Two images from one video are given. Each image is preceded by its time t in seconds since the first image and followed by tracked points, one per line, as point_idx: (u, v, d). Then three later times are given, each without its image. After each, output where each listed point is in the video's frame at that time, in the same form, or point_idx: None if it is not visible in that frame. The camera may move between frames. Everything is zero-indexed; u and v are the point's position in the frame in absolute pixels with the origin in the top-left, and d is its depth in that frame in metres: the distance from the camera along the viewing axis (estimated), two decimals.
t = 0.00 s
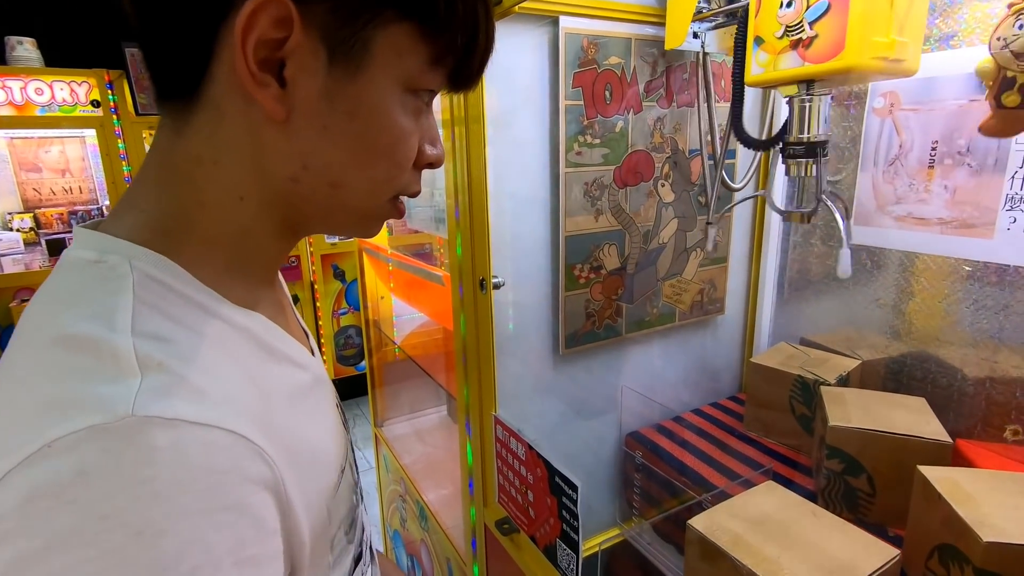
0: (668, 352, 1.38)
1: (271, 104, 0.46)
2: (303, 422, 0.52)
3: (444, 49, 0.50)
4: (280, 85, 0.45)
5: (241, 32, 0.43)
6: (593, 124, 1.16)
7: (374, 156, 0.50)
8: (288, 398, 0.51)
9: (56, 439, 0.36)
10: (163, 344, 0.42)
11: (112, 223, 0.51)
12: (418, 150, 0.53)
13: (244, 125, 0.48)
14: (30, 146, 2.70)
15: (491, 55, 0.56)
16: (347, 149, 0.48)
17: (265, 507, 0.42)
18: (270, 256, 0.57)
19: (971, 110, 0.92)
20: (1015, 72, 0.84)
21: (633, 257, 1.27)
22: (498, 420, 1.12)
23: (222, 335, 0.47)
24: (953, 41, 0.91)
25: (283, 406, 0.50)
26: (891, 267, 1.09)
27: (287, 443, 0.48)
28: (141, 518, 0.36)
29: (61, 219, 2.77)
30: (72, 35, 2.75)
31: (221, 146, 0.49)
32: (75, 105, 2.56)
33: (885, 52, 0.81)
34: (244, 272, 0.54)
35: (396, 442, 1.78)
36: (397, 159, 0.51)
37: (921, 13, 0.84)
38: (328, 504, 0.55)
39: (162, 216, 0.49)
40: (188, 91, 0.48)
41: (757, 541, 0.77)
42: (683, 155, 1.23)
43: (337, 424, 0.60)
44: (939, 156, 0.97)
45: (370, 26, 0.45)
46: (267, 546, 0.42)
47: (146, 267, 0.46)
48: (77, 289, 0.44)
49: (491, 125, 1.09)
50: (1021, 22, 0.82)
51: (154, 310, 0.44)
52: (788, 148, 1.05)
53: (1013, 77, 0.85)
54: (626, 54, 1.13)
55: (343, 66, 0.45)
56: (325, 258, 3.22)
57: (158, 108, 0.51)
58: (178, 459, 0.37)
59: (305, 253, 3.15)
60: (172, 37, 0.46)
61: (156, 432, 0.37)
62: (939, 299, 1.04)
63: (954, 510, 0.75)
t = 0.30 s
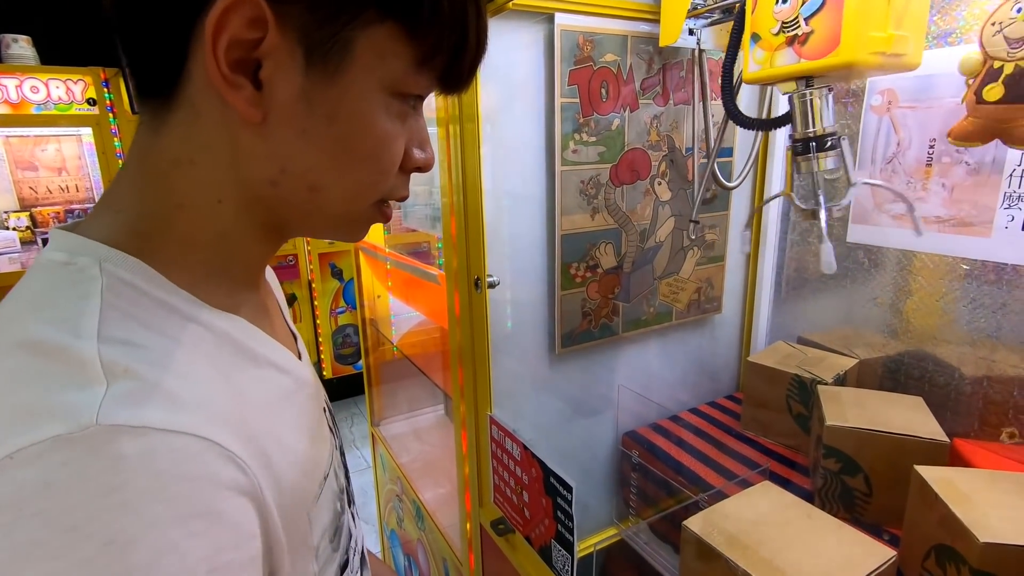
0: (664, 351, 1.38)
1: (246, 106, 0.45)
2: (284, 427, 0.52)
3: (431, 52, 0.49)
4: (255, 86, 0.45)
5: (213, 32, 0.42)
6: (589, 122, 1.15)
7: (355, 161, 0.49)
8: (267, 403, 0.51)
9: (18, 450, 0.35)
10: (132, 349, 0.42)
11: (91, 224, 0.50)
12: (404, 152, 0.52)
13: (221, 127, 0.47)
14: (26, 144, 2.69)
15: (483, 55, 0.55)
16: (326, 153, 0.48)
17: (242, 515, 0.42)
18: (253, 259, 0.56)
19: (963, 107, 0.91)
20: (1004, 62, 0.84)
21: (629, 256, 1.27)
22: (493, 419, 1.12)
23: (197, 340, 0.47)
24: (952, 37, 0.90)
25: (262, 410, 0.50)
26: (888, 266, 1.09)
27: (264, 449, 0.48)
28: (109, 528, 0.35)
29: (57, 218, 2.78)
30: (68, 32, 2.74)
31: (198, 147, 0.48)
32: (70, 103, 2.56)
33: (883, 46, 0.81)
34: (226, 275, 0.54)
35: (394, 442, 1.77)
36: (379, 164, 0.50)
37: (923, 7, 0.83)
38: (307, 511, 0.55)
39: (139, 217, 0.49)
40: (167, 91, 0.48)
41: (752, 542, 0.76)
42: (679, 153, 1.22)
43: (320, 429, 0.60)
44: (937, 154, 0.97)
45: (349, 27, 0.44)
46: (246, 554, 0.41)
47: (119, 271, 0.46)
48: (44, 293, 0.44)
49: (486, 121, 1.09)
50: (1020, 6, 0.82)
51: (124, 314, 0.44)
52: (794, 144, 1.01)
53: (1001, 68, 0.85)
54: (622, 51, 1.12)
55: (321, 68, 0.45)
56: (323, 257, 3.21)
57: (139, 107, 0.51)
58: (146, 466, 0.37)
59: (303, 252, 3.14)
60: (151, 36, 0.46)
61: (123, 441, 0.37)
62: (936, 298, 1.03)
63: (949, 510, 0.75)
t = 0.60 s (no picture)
0: (662, 354, 1.38)
1: (234, 115, 0.45)
2: (275, 434, 0.52)
3: (424, 61, 0.49)
4: (242, 96, 0.45)
5: (199, 42, 0.43)
6: (585, 126, 1.15)
7: (345, 170, 0.49)
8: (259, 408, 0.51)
9: (5, 459, 0.35)
10: (122, 356, 0.42)
11: (85, 228, 0.50)
12: (399, 160, 0.52)
13: (211, 135, 0.48)
14: (25, 149, 2.69)
15: (481, 63, 0.53)
16: (315, 162, 0.48)
17: (229, 523, 0.42)
18: (247, 265, 0.57)
19: (960, 110, 0.91)
20: (1005, 63, 0.83)
21: (626, 259, 1.27)
22: (490, 423, 1.12)
23: (189, 345, 0.48)
24: (945, 41, 0.90)
25: (253, 415, 0.50)
26: (883, 268, 1.09)
27: (254, 456, 0.48)
28: (95, 538, 0.35)
29: (55, 222, 2.79)
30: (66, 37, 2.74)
31: (190, 154, 0.49)
32: (69, 108, 2.56)
33: (872, 47, 0.80)
34: (220, 282, 0.54)
35: (392, 446, 1.77)
36: (370, 174, 0.50)
37: (906, 10, 0.84)
38: (299, 517, 0.55)
39: (134, 222, 0.49)
40: (160, 98, 0.48)
41: (747, 544, 0.76)
42: (676, 156, 1.23)
43: (313, 435, 0.61)
44: (931, 156, 0.97)
45: (337, 36, 0.44)
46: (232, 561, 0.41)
47: (112, 276, 0.46)
48: (37, 300, 0.44)
49: (483, 125, 1.09)
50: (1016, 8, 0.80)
51: (116, 320, 0.44)
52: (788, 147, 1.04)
53: (1002, 70, 0.84)
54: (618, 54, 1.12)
55: (309, 78, 0.45)
56: (321, 261, 3.21)
57: (135, 112, 0.52)
58: (133, 475, 0.37)
59: (302, 256, 3.11)
60: (143, 44, 0.46)
61: (110, 450, 0.37)
62: (931, 300, 1.03)
63: (945, 511, 0.75)
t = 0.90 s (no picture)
0: (664, 357, 1.38)
1: (232, 126, 0.45)
2: (289, 437, 0.52)
3: (429, 64, 0.48)
4: (242, 106, 0.45)
5: (194, 54, 0.43)
6: (587, 129, 1.16)
7: (348, 179, 0.48)
8: (273, 413, 0.52)
9: (28, 465, 0.36)
10: (140, 363, 0.42)
11: (99, 232, 0.51)
12: (408, 165, 0.52)
13: (216, 143, 0.48)
14: (26, 153, 2.70)
15: (493, 62, 0.53)
16: (317, 172, 0.48)
17: (244, 532, 0.42)
18: (258, 270, 0.57)
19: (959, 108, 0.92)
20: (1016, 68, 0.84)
21: (628, 261, 1.28)
22: (494, 425, 1.12)
23: (202, 350, 0.48)
24: (946, 43, 0.91)
25: (267, 420, 0.50)
26: (885, 269, 1.10)
27: (268, 461, 0.48)
28: (110, 547, 0.35)
29: (56, 227, 2.78)
30: (67, 41, 2.73)
31: (197, 163, 0.49)
32: (70, 113, 2.57)
33: (882, 52, 0.82)
34: (232, 287, 0.54)
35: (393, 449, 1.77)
36: (375, 182, 0.50)
37: (920, 12, 0.84)
38: (313, 523, 0.55)
39: (143, 230, 0.49)
40: (168, 105, 0.49)
41: (753, 545, 0.76)
42: (677, 159, 1.23)
43: (327, 435, 0.61)
44: (932, 158, 0.98)
45: (336, 42, 0.44)
46: (247, 569, 0.42)
47: (129, 282, 0.46)
48: (57, 305, 0.45)
49: (486, 129, 1.09)
50: None
51: (134, 325, 0.44)
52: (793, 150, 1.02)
53: (1013, 74, 0.84)
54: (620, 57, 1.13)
55: (309, 87, 0.44)
56: (322, 264, 3.21)
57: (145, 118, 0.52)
58: (149, 484, 0.37)
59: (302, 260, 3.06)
60: (150, 53, 0.47)
61: (128, 459, 0.37)
62: (933, 301, 1.04)
63: (950, 512, 0.75)
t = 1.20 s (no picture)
0: (665, 359, 1.38)
1: (217, 125, 0.45)
2: (292, 444, 0.53)
3: (410, 26, 0.44)
4: (223, 103, 0.44)
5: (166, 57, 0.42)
6: (589, 132, 1.16)
7: (345, 169, 0.46)
8: (275, 420, 0.52)
9: (28, 474, 0.36)
10: (141, 372, 0.43)
11: (109, 237, 0.52)
12: (416, 144, 0.49)
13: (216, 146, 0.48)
14: (26, 155, 2.70)
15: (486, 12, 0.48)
16: (311, 165, 0.46)
17: (242, 544, 0.42)
18: (271, 272, 0.57)
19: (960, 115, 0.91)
20: None
21: (629, 264, 1.28)
22: (496, 427, 1.13)
23: (205, 358, 0.48)
24: (945, 47, 0.91)
25: (268, 428, 0.50)
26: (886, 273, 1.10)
27: (270, 470, 0.48)
28: (110, 558, 0.36)
29: (57, 228, 2.79)
30: (70, 43, 2.74)
31: (199, 168, 0.49)
32: (72, 115, 2.57)
33: (886, 57, 0.81)
34: (244, 291, 0.55)
35: (394, 451, 1.77)
36: (375, 169, 0.47)
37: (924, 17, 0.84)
38: (315, 530, 0.55)
39: (150, 236, 0.50)
40: (171, 115, 0.50)
41: (753, 548, 0.76)
42: (678, 162, 1.24)
43: (332, 442, 0.61)
44: (933, 162, 0.98)
45: (302, 19, 0.41)
46: None
47: (135, 288, 0.47)
48: (64, 312, 0.45)
49: (488, 132, 1.10)
50: None
51: (139, 333, 0.45)
52: (796, 153, 1.06)
53: None
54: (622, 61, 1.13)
55: (284, 74, 0.43)
56: (323, 266, 3.20)
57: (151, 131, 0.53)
58: (148, 495, 0.38)
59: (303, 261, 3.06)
60: (140, 63, 0.47)
61: (127, 471, 0.37)
62: (933, 305, 1.04)
63: (950, 515, 0.75)
